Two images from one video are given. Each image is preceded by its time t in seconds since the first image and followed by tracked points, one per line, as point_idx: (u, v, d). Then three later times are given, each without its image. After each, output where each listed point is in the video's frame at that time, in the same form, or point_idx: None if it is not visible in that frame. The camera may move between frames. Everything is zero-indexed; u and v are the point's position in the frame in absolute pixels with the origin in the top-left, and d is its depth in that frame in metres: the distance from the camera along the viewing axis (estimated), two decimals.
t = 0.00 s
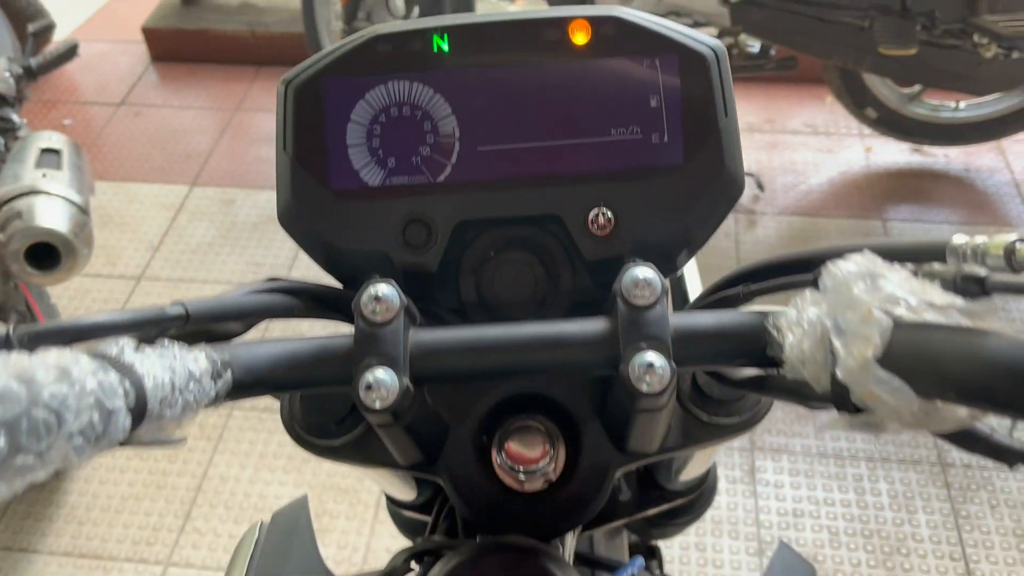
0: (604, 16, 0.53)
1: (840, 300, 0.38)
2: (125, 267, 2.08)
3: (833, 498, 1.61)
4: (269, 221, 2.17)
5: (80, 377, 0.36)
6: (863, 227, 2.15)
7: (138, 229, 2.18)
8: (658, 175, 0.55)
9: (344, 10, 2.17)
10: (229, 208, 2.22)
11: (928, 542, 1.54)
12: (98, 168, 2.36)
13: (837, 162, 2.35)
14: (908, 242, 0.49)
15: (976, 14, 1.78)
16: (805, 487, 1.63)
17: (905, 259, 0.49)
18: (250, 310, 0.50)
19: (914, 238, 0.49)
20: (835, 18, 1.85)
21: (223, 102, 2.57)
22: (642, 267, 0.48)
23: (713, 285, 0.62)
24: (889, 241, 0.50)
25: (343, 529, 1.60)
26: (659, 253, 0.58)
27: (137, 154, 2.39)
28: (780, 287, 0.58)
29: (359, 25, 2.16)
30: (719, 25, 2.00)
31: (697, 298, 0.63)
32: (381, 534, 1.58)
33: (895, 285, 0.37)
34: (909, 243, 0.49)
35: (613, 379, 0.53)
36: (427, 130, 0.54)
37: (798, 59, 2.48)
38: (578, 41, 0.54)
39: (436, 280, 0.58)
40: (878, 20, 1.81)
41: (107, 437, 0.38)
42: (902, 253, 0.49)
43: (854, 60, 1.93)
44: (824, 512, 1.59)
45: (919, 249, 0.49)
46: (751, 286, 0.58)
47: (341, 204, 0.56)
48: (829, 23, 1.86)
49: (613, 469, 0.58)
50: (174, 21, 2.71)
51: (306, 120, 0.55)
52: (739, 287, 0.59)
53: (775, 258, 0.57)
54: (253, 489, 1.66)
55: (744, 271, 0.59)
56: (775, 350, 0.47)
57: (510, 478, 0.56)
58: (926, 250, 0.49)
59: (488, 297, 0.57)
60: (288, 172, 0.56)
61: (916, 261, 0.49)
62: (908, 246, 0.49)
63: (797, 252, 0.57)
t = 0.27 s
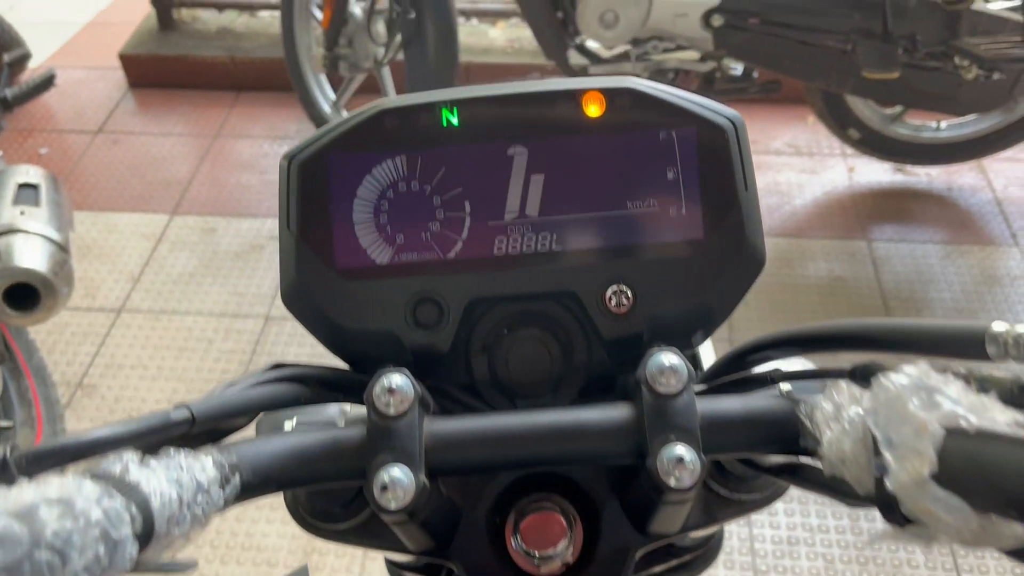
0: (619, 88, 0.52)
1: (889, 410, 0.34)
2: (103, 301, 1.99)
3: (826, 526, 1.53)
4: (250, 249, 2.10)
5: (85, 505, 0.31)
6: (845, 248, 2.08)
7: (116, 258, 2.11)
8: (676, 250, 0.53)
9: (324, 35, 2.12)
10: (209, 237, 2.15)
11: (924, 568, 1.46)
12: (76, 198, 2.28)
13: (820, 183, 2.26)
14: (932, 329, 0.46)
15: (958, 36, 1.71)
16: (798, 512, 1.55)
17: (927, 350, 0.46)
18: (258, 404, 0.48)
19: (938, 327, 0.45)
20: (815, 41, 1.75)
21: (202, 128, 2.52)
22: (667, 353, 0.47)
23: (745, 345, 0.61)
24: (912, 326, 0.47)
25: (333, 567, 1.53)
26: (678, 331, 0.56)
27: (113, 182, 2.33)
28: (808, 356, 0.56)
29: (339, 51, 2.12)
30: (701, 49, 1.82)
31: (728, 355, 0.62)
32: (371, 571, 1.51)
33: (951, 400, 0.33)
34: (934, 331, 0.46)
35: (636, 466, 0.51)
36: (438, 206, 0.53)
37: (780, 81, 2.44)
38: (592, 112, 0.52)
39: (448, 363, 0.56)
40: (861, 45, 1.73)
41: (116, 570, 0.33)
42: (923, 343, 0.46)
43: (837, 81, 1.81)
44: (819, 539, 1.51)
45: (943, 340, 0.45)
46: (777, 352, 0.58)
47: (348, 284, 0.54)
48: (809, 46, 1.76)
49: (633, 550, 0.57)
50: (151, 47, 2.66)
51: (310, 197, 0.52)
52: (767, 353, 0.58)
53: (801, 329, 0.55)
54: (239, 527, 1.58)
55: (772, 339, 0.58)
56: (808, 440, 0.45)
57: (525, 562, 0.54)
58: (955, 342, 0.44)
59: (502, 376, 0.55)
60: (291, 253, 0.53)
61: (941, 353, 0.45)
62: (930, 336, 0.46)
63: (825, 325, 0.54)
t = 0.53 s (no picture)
0: (631, 141, 0.50)
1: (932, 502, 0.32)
2: (91, 325, 1.95)
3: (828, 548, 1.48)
4: (239, 272, 2.07)
5: None
6: (839, 267, 2.07)
7: (104, 281, 2.07)
8: (691, 308, 0.51)
9: (314, 56, 2.11)
10: (199, 260, 2.12)
11: None
12: (62, 220, 2.24)
13: (813, 201, 2.26)
14: (948, 394, 0.44)
15: (949, 56, 1.71)
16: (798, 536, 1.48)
17: (946, 418, 0.44)
18: (257, 478, 0.46)
19: (954, 391, 0.43)
20: (808, 60, 1.74)
21: (191, 149, 2.49)
22: (687, 423, 0.45)
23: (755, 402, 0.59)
24: (927, 390, 0.45)
25: None
26: (692, 389, 0.54)
27: (101, 204, 2.29)
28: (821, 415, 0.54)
29: (330, 72, 2.11)
30: (693, 69, 1.81)
31: (738, 412, 0.61)
32: None
33: (1004, 496, 0.30)
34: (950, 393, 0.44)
35: (651, 537, 0.49)
36: (443, 263, 0.51)
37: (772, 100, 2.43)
38: (604, 165, 0.50)
39: (455, 425, 0.54)
40: (853, 65, 1.72)
41: None
42: (940, 410, 0.44)
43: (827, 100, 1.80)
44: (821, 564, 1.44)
45: (962, 407, 0.42)
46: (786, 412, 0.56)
47: (350, 345, 0.51)
48: (801, 65, 1.75)
49: None
50: (140, 67, 2.63)
51: (309, 256, 0.50)
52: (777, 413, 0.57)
53: (812, 388, 0.53)
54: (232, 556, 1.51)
55: (781, 398, 0.56)
56: (837, 516, 0.43)
57: None
58: (976, 409, 0.42)
59: (509, 440, 0.53)
60: (289, 313, 0.51)
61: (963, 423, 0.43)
62: (947, 401, 0.43)
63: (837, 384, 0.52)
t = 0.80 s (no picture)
0: (628, 170, 0.48)
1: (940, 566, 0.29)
2: (88, 335, 1.93)
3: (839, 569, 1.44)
4: (238, 283, 2.05)
5: None
6: (841, 281, 2.05)
7: (102, 291, 2.05)
8: (690, 343, 0.50)
9: (315, 66, 2.09)
10: (198, 270, 2.10)
11: None
12: (61, 230, 2.23)
13: (815, 215, 2.24)
14: (959, 436, 0.41)
15: (953, 70, 1.69)
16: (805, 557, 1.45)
17: (957, 462, 0.41)
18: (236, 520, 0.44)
19: (964, 432, 0.41)
20: (811, 73, 1.73)
21: (191, 159, 2.48)
22: (684, 465, 0.43)
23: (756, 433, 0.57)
24: (935, 430, 0.42)
25: None
26: (691, 426, 0.52)
27: (101, 214, 2.28)
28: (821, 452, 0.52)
29: (331, 82, 2.10)
30: (695, 82, 1.79)
31: (739, 443, 0.58)
32: None
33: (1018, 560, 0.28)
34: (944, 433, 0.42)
35: None
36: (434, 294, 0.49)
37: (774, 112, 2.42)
38: (600, 194, 0.49)
39: (446, 460, 0.52)
40: (856, 79, 1.71)
41: None
42: (949, 453, 0.41)
43: (829, 114, 1.79)
44: None
45: (974, 452, 0.40)
46: (787, 447, 0.53)
47: (337, 378, 0.50)
48: (805, 78, 1.74)
49: None
50: (141, 76, 2.63)
51: (296, 286, 0.49)
52: (777, 447, 0.54)
53: (807, 425, 0.52)
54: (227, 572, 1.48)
55: (782, 432, 0.53)
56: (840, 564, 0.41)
57: None
58: (991, 455, 0.39)
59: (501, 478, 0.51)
60: (274, 345, 0.49)
61: (974, 468, 0.40)
62: (958, 443, 0.41)
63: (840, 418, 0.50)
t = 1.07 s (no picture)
0: (615, 165, 0.47)
1: None
2: (98, 328, 1.94)
3: None
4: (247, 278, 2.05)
5: None
6: (854, 287, 2.03)
7: (113, 285, 2.06)
8: (677, 344, 0.49)
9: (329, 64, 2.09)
10: (208, 265, 2.11)
11: None
12: (74, 223, 2.24)
13: (828, 219, 2.22)
14: (952, 445, 0.40)
15: (969, 75, 1.67)
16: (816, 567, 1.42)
17: (949, 471, 0.40)
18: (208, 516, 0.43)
19: (959, 442, 0.40)
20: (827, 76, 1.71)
21: (205, 155, 2.49)
22: (664, 469, 0.42)
23: (748, 438, 0.56)
24: (929, 438, 0.41)
25: None
26: (676, 430, 0.51)
27: (114, 208, 2.29)
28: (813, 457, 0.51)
29: (344, 80, 2.10)
30: (709, 84, 1.77)
31: (732, 447, 0.57)
32: None
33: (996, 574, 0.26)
34: (944, 442, 0.41)
35: None
36: (415, 289, 0.48)
37: (789, 115, 2.40)
38: (587, 189, 0.48)
39: (427, 459, 0.51)
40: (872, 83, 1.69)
41: None
42: (942, 462, 0.40)
43: (844, 117, 1.77)
44: None
45: (968, 462, 0.39)
46: (779, 452, 0.52)
47: (316, 374, 0.49)
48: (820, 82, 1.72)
49: None
50: (157, 72, 2.64)
51: (275, 277, 0.48)
52: (770, 452, 0.53)
53: (799, 430, 0.50)
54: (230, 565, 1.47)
55: (774, 436, 0.52)
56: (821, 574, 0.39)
57: None
58: (984, 466, 0.38)
59: (482, 478, 0.50)
60: (253, 338, 0.48)
61: (967, 479, 0.39)
62: (951, 453, 0.40)
63: (832, 424, 0.48)
